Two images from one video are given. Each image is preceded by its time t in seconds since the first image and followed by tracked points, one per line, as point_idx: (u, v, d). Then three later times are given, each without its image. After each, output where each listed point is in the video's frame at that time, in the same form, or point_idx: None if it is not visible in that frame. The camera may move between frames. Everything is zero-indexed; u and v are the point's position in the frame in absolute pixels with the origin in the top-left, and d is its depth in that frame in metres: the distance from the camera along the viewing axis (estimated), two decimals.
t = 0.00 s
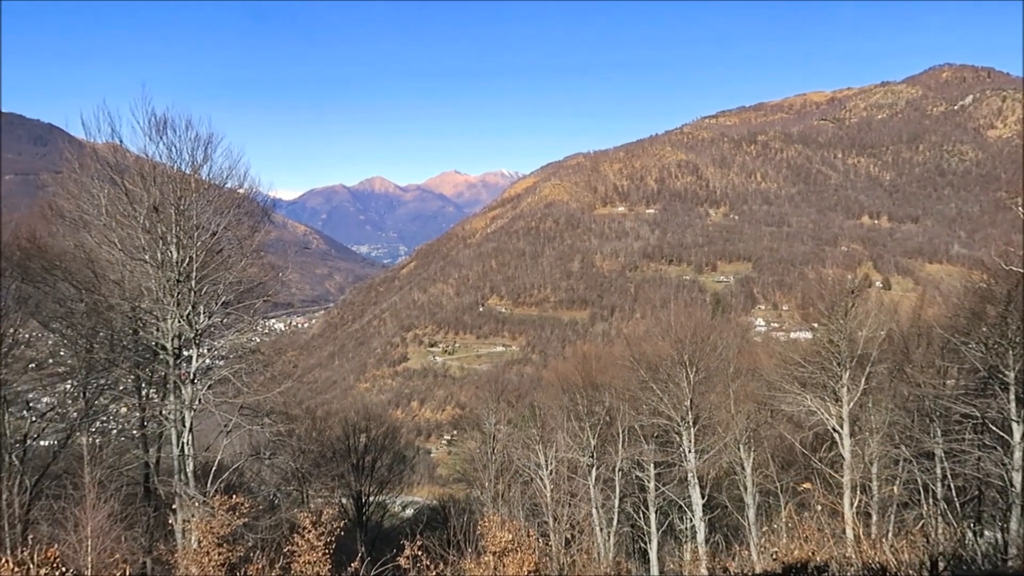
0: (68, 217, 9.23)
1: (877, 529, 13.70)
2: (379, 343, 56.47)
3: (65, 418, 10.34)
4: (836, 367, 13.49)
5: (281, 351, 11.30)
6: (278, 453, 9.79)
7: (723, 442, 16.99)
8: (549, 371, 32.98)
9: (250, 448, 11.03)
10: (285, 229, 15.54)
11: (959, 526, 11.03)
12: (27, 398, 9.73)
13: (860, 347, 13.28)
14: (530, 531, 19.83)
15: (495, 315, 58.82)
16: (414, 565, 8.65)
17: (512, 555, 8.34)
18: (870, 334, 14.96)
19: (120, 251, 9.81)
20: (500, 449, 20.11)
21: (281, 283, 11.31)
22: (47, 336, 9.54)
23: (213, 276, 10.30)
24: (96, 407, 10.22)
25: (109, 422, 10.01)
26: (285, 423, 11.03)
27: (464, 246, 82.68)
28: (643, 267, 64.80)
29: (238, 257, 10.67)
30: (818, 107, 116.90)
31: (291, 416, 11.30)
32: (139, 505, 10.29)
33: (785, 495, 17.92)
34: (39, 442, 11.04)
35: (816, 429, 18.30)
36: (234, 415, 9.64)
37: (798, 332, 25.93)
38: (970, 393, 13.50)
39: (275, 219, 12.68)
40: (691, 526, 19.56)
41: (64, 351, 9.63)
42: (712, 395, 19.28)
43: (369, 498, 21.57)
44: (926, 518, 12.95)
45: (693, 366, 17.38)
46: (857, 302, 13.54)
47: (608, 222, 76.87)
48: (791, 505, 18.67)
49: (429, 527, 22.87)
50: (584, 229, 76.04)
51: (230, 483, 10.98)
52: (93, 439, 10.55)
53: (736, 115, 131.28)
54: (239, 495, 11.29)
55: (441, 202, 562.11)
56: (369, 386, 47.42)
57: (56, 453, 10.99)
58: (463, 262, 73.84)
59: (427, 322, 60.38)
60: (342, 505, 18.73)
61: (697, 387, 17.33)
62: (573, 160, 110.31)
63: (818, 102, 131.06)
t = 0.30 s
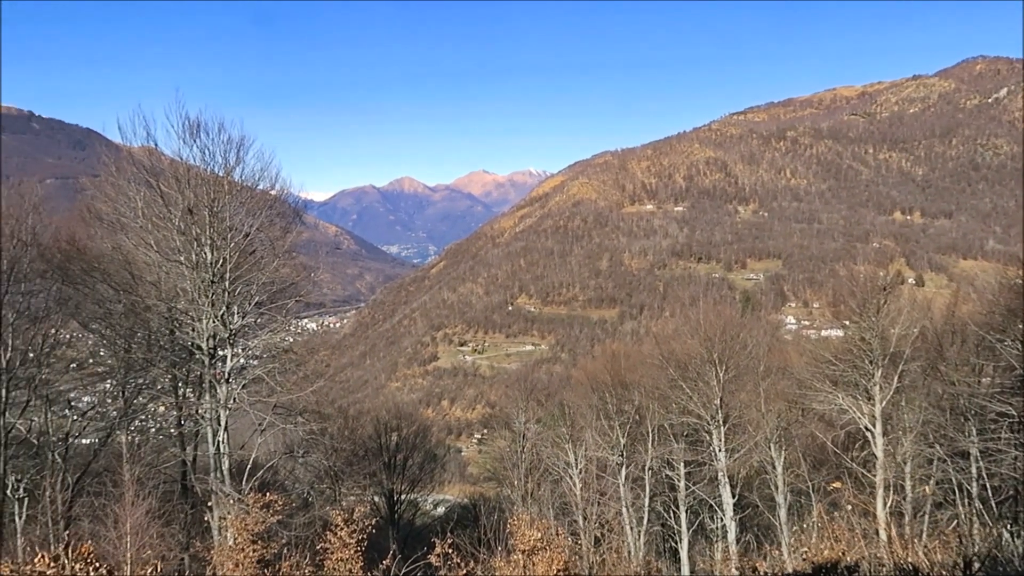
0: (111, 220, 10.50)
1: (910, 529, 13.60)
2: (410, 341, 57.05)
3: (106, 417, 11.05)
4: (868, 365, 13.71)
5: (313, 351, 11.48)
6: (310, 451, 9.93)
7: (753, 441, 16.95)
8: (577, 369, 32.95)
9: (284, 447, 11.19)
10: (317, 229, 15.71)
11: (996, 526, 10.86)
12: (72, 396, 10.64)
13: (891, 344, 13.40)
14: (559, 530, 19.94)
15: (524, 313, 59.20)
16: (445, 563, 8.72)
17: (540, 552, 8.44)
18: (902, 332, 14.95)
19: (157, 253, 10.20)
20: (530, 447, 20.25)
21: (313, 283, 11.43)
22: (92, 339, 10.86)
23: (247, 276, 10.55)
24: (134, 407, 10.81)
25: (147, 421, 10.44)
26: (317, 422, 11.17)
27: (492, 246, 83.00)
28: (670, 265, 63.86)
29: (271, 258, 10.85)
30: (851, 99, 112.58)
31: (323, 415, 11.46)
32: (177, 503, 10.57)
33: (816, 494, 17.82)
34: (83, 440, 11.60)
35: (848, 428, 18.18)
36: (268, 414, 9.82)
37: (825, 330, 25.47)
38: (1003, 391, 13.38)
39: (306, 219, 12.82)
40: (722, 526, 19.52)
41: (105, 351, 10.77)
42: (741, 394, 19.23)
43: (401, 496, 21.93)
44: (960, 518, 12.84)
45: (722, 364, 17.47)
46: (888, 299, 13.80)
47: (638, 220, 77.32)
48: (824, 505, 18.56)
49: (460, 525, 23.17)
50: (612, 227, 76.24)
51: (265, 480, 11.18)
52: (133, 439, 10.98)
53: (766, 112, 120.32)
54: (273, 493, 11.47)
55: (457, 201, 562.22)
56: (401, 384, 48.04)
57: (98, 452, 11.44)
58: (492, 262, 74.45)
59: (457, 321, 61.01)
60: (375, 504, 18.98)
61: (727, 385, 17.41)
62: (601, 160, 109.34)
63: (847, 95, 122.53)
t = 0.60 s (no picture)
0: (152, 223, 11.51)
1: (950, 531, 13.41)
2: (444, 341, 57.25)
3: (148, 416, 11.35)
4: (904, 365, 14.54)
5: (347, 350, 11.63)
6: (345, 449, 10.07)
7: (787, 441, 16.99)
8: (610, 369, 32.45)
9: (320, 445, 11.31)
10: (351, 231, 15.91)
11: None
12: (116, 395, 12.20)
13: (928, 343, 14.33)
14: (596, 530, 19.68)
15: (557, 313, 58.51)
16: (477, 563, 8.71)
17: (572, 552, 8.38)
18: (939, 331, 15.07)
19: (196, 254, 10.58)
20: (563, 446, 21.10)
21: (348, 283, 11.58)
22: (134, 341, 11.77)
23: (283, 277, 10.80)
24: (175, 406, 10.85)
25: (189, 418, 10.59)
26: (352, 421, 11.28)
27: (524, 245, 81.99)
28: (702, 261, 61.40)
29: (307, 259, 11.07)
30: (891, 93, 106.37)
31: (357, 413, 11.60)
32: (217, 501, 10.58)
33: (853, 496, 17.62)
34: (127, 438, 12.19)
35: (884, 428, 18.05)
36: (304, 412, 10.01)
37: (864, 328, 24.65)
38: None
39: (340, 221, 13.03)
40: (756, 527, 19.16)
41: (146, 351, 11.43)
42: (774, 394, 19.23)
43: (435, 494, 22.35)
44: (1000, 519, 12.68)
45: (755, 363, 17.67)
46: (925, 299, 15.15)
47: (668, 218, 72.74)
48: (860, 507, 18.28)
49: (494, 523, 23.43)
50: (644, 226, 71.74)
51: (303, 479, 11.26)
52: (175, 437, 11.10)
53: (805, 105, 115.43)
54: (310, 491, 11.55)
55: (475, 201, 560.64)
56: (434, 384, 48.26)
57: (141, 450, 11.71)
58: (525, 261, 72.60)
59: (490, 321, 60.80)
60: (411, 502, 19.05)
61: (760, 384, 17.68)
62: (634, 155, 105.37)
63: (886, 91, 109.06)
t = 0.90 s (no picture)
0: (195, 224, 11.98)
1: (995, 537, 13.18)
2: (480, 340, 57.42)
3: (191, 413, 11.81)
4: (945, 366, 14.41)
5: (384, 350, 11.81)
6: (382, 447, 10.25)
7: (824, 443, 16.90)
8: (644, 370, 32.26)
9: (357, 443, 11.53)
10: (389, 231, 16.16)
11: None
12: (159, 393, 13.11)
13: (970, 344, 14.10)
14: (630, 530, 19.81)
15: (592, 313, 57.97)
16: (513, 562, 8.71)
17: (607, 553, 8.29)
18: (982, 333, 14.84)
19: (237, 256, 11.00)
20: (598, 446, 20.88)
21: (384, 283, 11.80)
22: (177, 340, 12.34)
23: (321, 277, 11.08)
24: (218, 402, 11.48)
25: (230, 416, 11.41)
26: (389, 419, 11.46)
27: (558, 245, 81.00)
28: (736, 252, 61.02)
29: (344, 259, 11.32)
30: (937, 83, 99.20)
31: (393, 412, 11.77)
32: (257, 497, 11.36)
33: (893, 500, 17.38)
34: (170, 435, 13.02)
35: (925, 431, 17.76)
36: (342, 411, 10.18)
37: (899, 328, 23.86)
38: None
39: (377, 221, 13.25)
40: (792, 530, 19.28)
41: (189, 351, 11.98)
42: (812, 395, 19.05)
43: (471, 493, 22.84)
44: None
45: (793, 365, 17.58)
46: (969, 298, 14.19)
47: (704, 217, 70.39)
48: (897, 511, 18.13)
49: (530, 522, 23.69)
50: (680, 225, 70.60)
51: (341, 476, 11.50)
52: (216, 434, 11.87)
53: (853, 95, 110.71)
54: (349, 488, 11.77)
55: (495, 202, 561.52)
56: (469, 383, 48.50)
57: (183, 446, 12.54)
58: (560, 261, 71.94)
59: (525, 321, 60.67)
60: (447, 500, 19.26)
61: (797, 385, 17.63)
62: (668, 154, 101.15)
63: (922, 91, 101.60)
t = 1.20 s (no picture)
0: (237, 225, 12.51)
1: None
2: (516, 340, 57.71)
3: (233, 409, 12.39)
4: (995, 370, 14.11)
5: (421, 348, 11.89)
6: (419, 447, 10.44)
7: (866, 448, 16.56)
8: (683, 371, 32.01)
9: (394, 442, 11.73)
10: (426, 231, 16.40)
11: None
12: (202, 390, 13.37)
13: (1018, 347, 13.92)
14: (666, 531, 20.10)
15: (628, 313, 57.49)
16: (548, 562, 8.72)
17: (642, 555, 8.22)
18: None
19: (278, 255, 11.29)
20: (635, 448, 21.05)
21: (421, 282, 12.02)
22: (218, 339, 12.65)
23: (359, 277, 11.25)
24: (259, 400, 11.82)
25: (271, 414, 11.64)
26: (425, 419, 11.62)
27: (593, 245, 80.40)
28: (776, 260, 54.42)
29: (382, 258, 11.54)
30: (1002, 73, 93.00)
31: (430, 410, 11.93)
32: (296, 494, 11.98)
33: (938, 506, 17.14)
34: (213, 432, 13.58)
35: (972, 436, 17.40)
36: (380, 410, 10.42)
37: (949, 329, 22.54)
38: None
39: (416, 221, 13.45)
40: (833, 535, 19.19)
41: (231, 349, 12.22)
42: (854, 398, 18.82)
43: (508, 493, 23.39)
44: None
45: (833, 367, 17.42)
46: (1017, 300, 14.46)
47: (743, 216, 67.45)
48: (942, 518, 17.83)
49: (565, 522, 24.07)
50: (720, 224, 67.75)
51: (379, 474, 11.73)
52: (257, 431, 12.20)
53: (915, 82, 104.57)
54: (387, 485, 11.98)
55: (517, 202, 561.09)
56: (506, 383, 48.87)
57: (226, 442, 13.32)
58: (596, 260, 71.14)
59: (562, 321, 60.64)
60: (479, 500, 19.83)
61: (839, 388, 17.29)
62: (705, 154, 97.19)
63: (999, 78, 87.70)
